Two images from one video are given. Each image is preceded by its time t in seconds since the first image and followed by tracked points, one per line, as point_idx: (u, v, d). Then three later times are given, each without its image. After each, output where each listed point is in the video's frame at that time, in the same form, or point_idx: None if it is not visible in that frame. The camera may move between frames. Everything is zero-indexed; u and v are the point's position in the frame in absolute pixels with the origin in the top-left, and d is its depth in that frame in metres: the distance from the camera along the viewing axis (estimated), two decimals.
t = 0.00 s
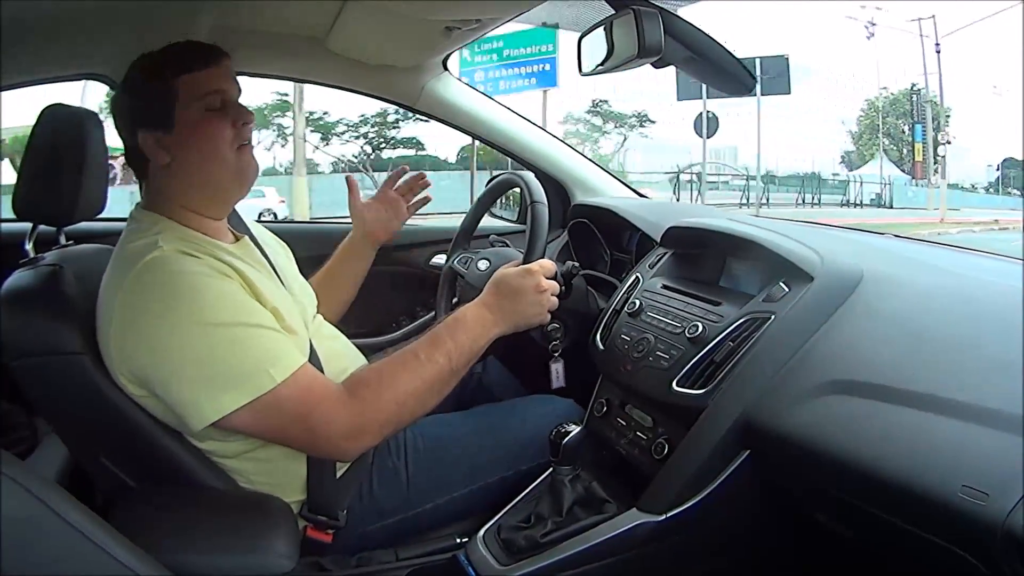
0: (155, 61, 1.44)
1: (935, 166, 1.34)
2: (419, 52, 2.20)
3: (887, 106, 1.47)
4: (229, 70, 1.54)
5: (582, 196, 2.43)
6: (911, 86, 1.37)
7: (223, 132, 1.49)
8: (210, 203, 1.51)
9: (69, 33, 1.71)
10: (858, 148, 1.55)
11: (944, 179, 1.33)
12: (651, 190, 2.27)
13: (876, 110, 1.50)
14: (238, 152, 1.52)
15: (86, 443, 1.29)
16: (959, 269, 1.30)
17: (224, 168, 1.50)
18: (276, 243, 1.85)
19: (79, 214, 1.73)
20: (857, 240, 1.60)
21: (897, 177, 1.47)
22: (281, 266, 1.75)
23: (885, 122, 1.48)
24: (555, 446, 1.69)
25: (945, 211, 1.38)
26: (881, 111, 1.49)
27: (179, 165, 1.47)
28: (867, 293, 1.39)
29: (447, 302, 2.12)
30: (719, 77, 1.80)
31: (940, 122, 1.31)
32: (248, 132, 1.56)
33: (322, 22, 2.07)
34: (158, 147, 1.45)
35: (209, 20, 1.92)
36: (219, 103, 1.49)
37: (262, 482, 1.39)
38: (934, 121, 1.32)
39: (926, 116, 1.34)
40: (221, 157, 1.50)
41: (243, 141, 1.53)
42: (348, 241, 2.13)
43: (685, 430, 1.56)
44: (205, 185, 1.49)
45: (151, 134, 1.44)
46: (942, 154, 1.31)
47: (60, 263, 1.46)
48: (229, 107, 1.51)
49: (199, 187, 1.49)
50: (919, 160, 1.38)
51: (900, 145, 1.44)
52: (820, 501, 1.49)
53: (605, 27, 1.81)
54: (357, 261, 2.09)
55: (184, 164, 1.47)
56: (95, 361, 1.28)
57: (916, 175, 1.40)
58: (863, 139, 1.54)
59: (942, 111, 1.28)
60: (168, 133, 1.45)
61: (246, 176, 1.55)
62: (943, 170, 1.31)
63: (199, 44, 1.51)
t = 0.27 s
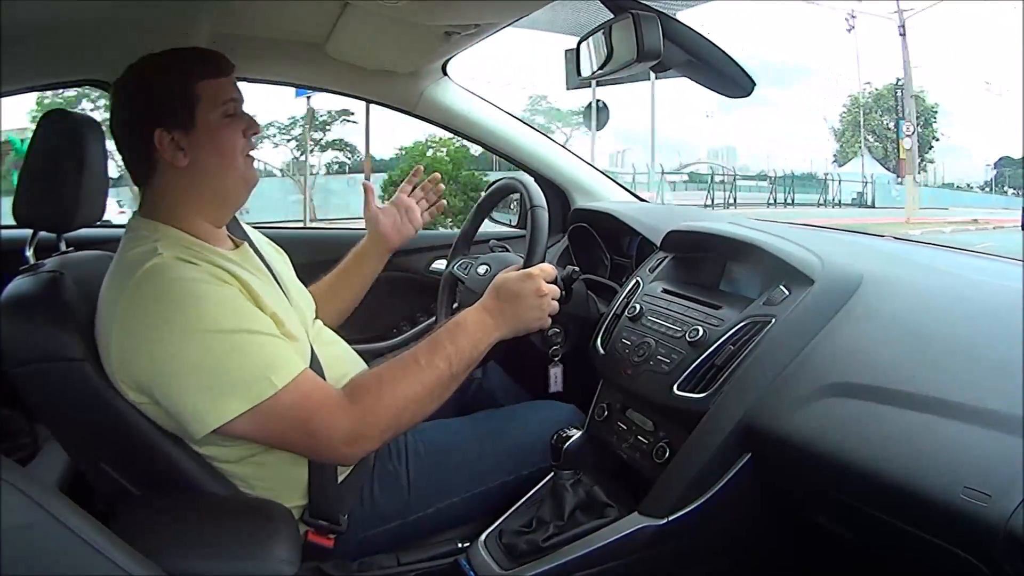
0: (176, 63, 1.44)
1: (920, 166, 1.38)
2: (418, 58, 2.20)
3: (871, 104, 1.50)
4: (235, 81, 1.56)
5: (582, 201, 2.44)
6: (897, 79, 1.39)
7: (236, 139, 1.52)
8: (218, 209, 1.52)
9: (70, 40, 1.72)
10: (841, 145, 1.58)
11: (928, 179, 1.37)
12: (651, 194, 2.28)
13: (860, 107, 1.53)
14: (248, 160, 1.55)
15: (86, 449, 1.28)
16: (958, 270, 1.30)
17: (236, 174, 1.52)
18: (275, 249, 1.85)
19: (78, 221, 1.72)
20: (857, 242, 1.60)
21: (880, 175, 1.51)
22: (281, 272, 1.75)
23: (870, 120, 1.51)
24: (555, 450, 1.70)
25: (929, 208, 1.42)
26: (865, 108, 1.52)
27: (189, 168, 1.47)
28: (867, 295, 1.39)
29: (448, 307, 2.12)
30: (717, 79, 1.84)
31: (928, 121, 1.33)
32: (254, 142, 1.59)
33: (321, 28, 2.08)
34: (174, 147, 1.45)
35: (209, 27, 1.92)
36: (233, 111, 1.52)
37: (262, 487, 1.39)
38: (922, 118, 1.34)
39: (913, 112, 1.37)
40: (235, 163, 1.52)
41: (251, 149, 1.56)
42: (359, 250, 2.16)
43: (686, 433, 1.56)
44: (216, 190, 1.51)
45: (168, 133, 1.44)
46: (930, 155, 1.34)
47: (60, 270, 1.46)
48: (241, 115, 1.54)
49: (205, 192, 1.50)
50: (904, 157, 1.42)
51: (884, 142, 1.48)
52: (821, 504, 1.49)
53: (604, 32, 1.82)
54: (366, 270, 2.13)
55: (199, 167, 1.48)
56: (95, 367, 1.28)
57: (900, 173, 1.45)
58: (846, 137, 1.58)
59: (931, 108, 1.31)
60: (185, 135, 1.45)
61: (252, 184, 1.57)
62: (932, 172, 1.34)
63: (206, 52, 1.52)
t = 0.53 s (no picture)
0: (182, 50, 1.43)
1: (907, 162, 1.37)
2: (417, 51, 2.20)
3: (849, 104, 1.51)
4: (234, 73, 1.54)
5: (581, 196, 2.44)
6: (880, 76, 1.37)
7: (240, 127, 1.51)
8: (221, 196, 1.52)
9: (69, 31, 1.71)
10: (822, 143, 1.60)
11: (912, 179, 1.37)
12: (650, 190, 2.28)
13: (842, 103, 1.51)
14: (251, 147, 1.55)
15: (84, 441, 1.28)
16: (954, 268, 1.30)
17: (242, 160, 1.52)
18: (274, 242, 1.85)
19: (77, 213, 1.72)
20: (856, 240, 1.61)
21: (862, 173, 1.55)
22: (278, 263, 1.74)
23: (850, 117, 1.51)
24: (553, 444, 1.70)
25: (915, 206, 1.41)
26: (845, 105, 1.51)
27: (194, 155, 1.46)
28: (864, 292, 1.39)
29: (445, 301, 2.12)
30: (720, 76, 1.87)
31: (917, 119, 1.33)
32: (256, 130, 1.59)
33: (320, 22, 2.07)
34: (180, 132, 1.44)
35: (209, 19, 1.91)
36: (237, 98, 1.51)
37: (260, 479, 1.39)
38: (907, 115, 1.35)
39: (895, 108, 1.37)
40: (240, 150, 1.52)
41: (253, 137, 1.56)
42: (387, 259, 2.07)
43: (683, 429, 1.57)
44: (222, 177, 1.51)
45: (174, 119, 1.43)
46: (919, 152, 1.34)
47: (58, 261, 1.46)
48: (244, 103, 1.53)
49: (210, 180, 1.50)
50: (887, 156, 1.42)
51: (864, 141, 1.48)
52: (819, 500, 1.50)
53: (605, 27, 1.82)
54: (384, 281, 2.03)
55: (205, 154, 1.47)
56: (94, 359, 1.28)
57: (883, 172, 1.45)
58: (826, 135, 1.59)
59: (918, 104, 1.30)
60: (191, 122, 1.45)
61: (255, 170, 1.57)
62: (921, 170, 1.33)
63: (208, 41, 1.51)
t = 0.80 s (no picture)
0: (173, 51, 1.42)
1: (893, 162, 1.39)
2: (417, 51, 2.20)
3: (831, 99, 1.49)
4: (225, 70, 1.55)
5: (581, 196, 2.44)
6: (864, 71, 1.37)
7: (233, 125, 1.52)
8: (218, 195, 1.54)
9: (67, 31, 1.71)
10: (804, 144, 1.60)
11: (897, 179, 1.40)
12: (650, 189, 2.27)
13: (821, 102, 1.50)
14: (245, 145, 1.56)
15: (82, 441, 1.29)
16: (954, 267, 1.30)
17: (236, 159, 1.53)
18: (273, 243, 1.85)
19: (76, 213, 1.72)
20: (855, 239, 1.60)
21: (845, 174, 1.56)
22: (277, 264, 1.74)
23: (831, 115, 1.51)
24: (553, 444, 1.69)
25: (899, 204, 1.46)
26: (827, 103, 1.49)
27: (189, 155, 1.47)
28: (864, 292, 1.39)
29: (446, 300, 2.12)
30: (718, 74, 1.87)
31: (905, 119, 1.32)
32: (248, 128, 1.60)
33: (319, 21, 2.07)
34: (175, 134, 1.44)
35: (208, 19, 1.92)
36: (230, 96, 1.52)
37: (258, 479, 1.39)
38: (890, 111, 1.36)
39: (880, 104, 1.38)
40: (234, 148, 1.53)
41: (246, 135, 1.58)
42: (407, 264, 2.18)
43: (683, 428, 1.56)
44: (218, 176, 1.52)
45: (168, 120, 1.43)
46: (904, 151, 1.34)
47: (57, 262, 1.46)
48: (236, 101, 1.54)
49: (208, 180, 1.51)
50: (870, 155, 1.44)
51: (848, 139, 1.49)
52: (817, 500, 1.50)
53: (604, 26, 1.81)
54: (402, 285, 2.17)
55: (201, 153, 1.48)
56: (92, 360, 1.28)
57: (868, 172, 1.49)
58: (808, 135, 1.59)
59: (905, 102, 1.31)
60: (185, 122, 1.45)
61: (250, 168, 1.59)
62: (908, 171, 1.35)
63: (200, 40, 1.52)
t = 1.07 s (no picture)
0: (169, 60, 1.43)
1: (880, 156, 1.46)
2: (418, 55, 2.20)
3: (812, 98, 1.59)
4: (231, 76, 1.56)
5: (582, 199, 2.44)
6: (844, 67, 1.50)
7: (234, 133, 1.52)
8: (219, 205, 1.53)
9: (67, 38, 1.71)
10: (782, 140, 1.68)
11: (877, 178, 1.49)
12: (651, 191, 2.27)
13: (800, 94, 1.61)
14: (248, 152, 1.56)
15: (83, 446, 1.28)
16: (954, 268, 1.30)
17: (238, 166, 1.53)
18: (275, 246, 1.85)
19: (77, 218, 1.72)
20: (856, 240, 1.60)
21: (822, 171, 1.64)
22: (279, 268, 1.75)
23: (813, 112, 1.61)
24: (555, 447, 1.70)
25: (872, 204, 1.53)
26: (806, 97, 1.61)
27: (189, 167, 1.47)
28: (866, 293, 1.39)
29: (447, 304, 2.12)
30: (718, 77, 1.86)
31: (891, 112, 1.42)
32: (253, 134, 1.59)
33: (320, 25, 2.07)
34: (171, 146, 1.45)
35: (208, 23, 1.92)
36: (230, 104, 1.52)
37: (260, 483, 1.39)
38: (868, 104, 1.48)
39: (859, 98, 1.49)
40: (235, 156, 1.52)
41: (250, 141, 1.57)
42: (408, 265, 2.19)
43: (685, 431, 1.56)
44: (218, 186, 1.51)
45: (165, 133, 1.44)
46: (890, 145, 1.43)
47: (59, 266, 1.46)
48: (238, 108, 1.54)
49: (208, 190, 1.50)
50: (851, 153, 1.54)
51: (829, 137, 1.59)
52: (820, 502, 1.49)
53: (604, 29, 1.82)
54: (403, 285, 2.17)
55: (199, 163, 1.48)
56: (94, 364, 1.27)
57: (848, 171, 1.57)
58: (785, 131, 1.68)
59: (888, 96, 1.42)
60: (182, 135, 1.45)
61: (253, 175, 1.58)
62: (890, 168, 1.44)
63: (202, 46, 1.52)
